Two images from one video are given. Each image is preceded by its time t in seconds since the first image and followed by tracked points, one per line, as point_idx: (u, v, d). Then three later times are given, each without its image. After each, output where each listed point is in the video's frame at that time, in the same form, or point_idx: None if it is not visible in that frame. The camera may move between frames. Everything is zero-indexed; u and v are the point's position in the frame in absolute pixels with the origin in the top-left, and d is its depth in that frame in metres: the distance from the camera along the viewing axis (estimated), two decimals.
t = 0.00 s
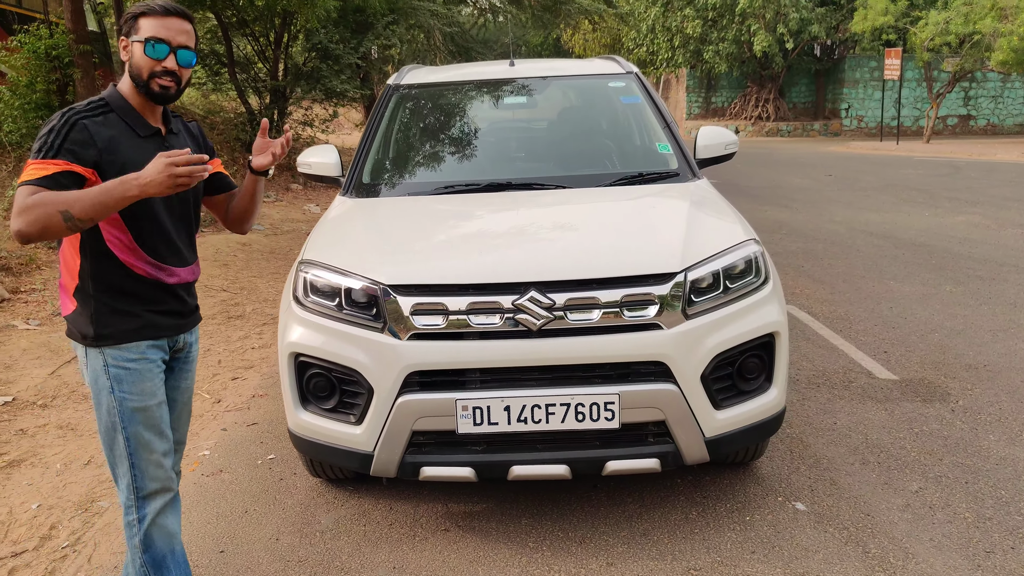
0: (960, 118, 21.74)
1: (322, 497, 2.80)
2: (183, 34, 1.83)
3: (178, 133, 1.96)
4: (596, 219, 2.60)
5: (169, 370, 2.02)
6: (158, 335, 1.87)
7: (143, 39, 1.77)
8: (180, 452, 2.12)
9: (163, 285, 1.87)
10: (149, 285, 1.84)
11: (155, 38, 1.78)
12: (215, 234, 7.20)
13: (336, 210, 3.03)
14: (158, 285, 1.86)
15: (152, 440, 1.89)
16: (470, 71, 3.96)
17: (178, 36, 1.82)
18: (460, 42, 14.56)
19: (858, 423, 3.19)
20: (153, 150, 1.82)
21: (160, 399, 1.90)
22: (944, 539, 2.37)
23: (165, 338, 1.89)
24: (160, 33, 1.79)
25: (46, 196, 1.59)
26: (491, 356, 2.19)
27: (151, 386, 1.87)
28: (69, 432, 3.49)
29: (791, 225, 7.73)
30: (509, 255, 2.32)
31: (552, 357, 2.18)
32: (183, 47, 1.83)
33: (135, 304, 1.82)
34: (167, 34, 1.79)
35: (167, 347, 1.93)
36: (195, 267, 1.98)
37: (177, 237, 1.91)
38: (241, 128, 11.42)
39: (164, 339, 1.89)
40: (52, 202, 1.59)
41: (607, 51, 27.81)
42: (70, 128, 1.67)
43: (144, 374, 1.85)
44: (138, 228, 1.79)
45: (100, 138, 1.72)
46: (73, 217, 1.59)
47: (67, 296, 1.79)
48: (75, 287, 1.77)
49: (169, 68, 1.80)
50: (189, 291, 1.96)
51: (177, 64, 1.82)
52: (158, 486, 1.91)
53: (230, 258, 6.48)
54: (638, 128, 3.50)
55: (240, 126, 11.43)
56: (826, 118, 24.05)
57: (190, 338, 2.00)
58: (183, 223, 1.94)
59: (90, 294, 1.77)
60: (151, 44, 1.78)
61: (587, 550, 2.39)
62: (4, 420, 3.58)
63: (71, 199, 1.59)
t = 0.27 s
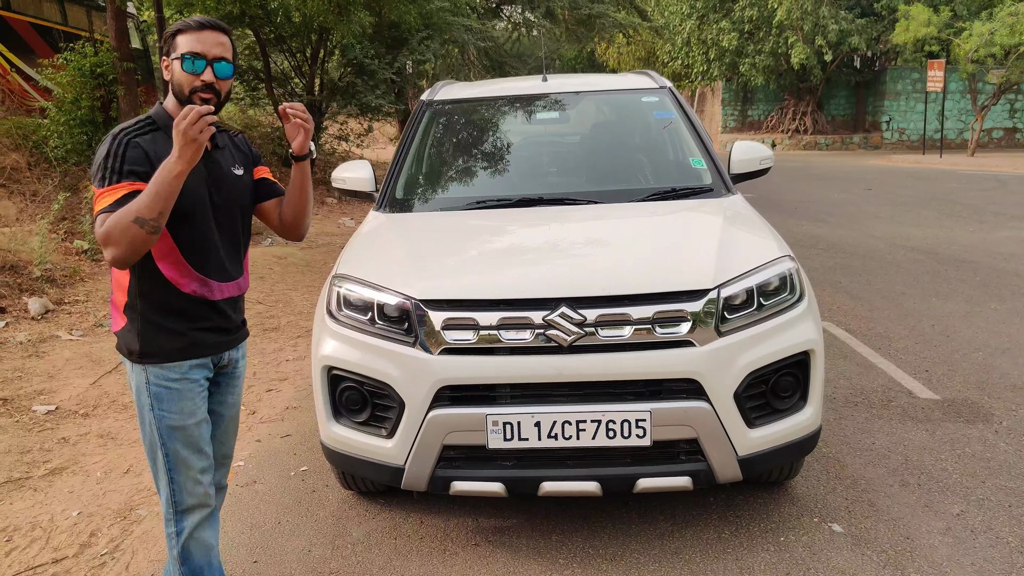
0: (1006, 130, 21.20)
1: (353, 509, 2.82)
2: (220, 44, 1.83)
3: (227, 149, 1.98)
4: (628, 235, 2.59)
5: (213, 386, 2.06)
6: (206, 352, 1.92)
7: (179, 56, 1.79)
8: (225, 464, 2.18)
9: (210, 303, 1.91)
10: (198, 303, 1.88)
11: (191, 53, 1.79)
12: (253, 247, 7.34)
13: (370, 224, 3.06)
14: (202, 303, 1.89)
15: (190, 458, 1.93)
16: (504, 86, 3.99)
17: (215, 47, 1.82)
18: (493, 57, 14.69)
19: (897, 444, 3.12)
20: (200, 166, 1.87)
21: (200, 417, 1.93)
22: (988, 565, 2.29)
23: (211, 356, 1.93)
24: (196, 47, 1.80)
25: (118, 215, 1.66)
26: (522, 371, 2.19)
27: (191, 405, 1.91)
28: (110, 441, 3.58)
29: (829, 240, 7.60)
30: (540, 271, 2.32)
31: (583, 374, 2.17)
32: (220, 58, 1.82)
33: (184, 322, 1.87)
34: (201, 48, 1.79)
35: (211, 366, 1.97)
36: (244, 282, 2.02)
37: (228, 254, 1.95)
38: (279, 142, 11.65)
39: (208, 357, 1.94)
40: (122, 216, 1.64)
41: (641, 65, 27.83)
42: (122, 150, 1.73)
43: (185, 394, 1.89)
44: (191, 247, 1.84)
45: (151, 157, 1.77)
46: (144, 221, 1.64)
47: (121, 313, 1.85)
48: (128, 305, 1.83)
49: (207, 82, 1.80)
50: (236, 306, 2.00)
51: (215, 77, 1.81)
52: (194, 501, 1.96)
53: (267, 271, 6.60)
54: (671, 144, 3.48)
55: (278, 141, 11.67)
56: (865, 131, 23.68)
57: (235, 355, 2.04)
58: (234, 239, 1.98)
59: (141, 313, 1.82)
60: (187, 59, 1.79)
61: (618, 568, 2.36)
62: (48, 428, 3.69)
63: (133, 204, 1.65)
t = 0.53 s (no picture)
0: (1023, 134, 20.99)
1: (365, 513, 2.83)
2: (211, 39, 1.88)
3: (238, 150, 2.00)
4: (640, 241, 2.59)
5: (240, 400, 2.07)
6: (231, 364, 1.93)
7: (175, 57, 1.83)
8: (254, 477, 2.19)
9: (233, 314, 1.92)
10: (221, 315, 1.90)
11: (186, 53, 1.84)
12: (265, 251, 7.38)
13: (382, 229, 3.08)
14: (225, 314, 1.91)
15: (213, 474, 1.94)
16: (516, 91, 3.99)
17: (208, 43, 1.86)
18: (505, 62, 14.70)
19: (911, 451, 3.09)
20: (215, 174, 1.88)
21: (224, 432, 1.94)
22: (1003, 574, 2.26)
23: (236, 367, 1.95)
24: (190, 47, 1.84)
25: (132, 266, 1.74)
26: (533, 377, 2.19)
27: (214, 420, 1.91)
28: (123, 444, 3.60)
29: (843, 245, 7.56)
30: (552, 276, 2.32)
31: (594, 379, 2.17)
32: (215, 53, 1.87)
33: (207, 334, 1.88)
34: (195, 46, 1.84)
35: (236, 379, 1.98)
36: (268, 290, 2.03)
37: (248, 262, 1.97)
38: (291, 146, 11.72)
39: (233, 370, 1.95)
40: (140, 275, 1.73)
41: (654, 69, 27.78)
42: (132, 169, 1.74)
43: (208, 409, 1.90)
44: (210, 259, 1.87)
45: (163, 172, 1.78)
46: (160, 288, 1.75)
47: (145, 326, 1.87)
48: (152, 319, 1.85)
49: (207, 78, 1.85)
50: (262, 315, 2.01)
51: (214, 72, 1.86)
52: (217, 517, 1.97)
53: (279, 275, 6.63)
54: (684, 149, 3.47)
55: (290, 145, 11.74)
56: (881, 135, 23.53)
57: (261, 367, 2.05)
58: (253, 244, 2.00)
59: (164, 327, 1.85)
60: (184, 60, 1.83)
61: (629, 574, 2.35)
62: (62, 430, 3.72)
63: (154, 273, 1.73)
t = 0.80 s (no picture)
0: None
1: (373, 520, 2.83)
2: (209, 53, 1.82)
3: (230, 154, 1.96)
4: (648, 245, 2.59)
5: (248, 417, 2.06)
6: (235, 379, 1.91)
7: (170, 72, 1.77)
8: (289, 492, 2.19)
9: (235, 328, 1.90)
10: (222, 330, 1.88)
11: (181, 67, 1.78)
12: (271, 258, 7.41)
13: (390, 235, 3.08)
14: (225, 330, 1.89)
15: (213, 494, 1.92)
16: (523, 96, 4.01)
17: (205, 58, 1.81)
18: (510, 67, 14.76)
19: (921, 454, 3.08)
20: (206, 181, 1.84)
21: (225, 453, 1.92)
22: None
23: (241, 382, 1.93)
24: (185, 60, 1.78)
25: (120, 287, 1.70)
26: (543, 382, 2.19)
27: (216, 440, 1.90)
28: (132, 452, 3.61)
29: (849, 248, 7.56)
30: (561, 281, 2.33)
31: (604, 384, 2.17)
32: (212, 69, 1.82)
33: (209, 350, 1.87)
34: (193, 61, 1.79)
35: (242, 397, 1.96)
36: (271, 299, 2.01)
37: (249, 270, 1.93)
38: (297, 152, 11.75)
39: (237, 388, 1.93)
40: (127, 298, 1.68)
41: (658, 73, 27.85)
42: (115, 184, 1.71)
43: (208, 430, 1.88)
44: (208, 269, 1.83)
45: (149, 184, 1.74)
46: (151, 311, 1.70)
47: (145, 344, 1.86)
48: (151, 337, 1.84)
49: (202, 97, 1.80)
50: (266, 326, 1.99)
51: (210, 90, 1.81)
52: (218, 536, 1.95)
53: (286, 281, 6.64)
54: (692, 154, 3.48)
55: (296, 151, 11.77)
56: (885, 138, 23.56)
57: (269, 383, 2.04)
58: (254, 249, 1.95)
59: (164, 345, 1.83)
60: (178, 75, 1.78)
61: None
62: (69, 439, 3.73)
63: (144, 294, 1.69)
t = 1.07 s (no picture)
0: None
1: (380, 530, 2.82)
2: (199, 72, 1.73)
3: (220, 165, 1.85)
4: (656, 255, 2.59)
5: (255, 434, 1.96)
6: (222, 401, 1.82)
7: (157, 93, 1.69)
8: (337, 506, 2.02)
9: (221, 348, 1.80)
10: (208, 349, 1.79)
11: (169, 88, 1.69)
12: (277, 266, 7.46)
13: (398, 243, 3.09)
14: (211, 349, 1.79)
15: (200, 512, 1.85)
16: (530, 106, 4.02)
17: (194, 78, 1.72)
18: (516, 76, 14.81)
19: (930, 465, 3.07)
20: (189, 197, 1.75)
21: (213, 470, 1.84)
22: None
23: (230, 403, 1.83)
24: (172, 80, 1.69)
25: (107, 310, 1.61)
26: (552, 392, 2.19)
27: (201, 457, 1.82)
28: (137, 461, 3.61)
29: (855, 257, 7.56)
30: (569, 291, 2.33)
31: (613, 394, 2.17)
32: (202, 90, 1.73)
33: (195, 370, 1.78)
34: (181, 83, 1.70)
35: (235, 416, 1.86)
36: (265, 315, 1.90)
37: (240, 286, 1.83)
38: (303, 159, 11.78)
39: (228, 404, 1.83)
40: (115, 319, 1.60)
41: (663, 82, 27.91)
42: (90, 203, 1.63)
43: (194, 448, 1.81)
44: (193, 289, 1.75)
45: (125, 203, 1.66)
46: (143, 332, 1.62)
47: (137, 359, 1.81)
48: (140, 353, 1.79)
49: (191, 120, 1.71)
50: (260, 342, 1.88)
51: (199, 112, 1.73)
52: (208, 555, 1.88)
53: (292, 289, 6.66)
54: (700, 163, 3.49)
55: (302, 159, 11.79)
56: (890, 147, 23.58)
57: (270, 397, 1.91)
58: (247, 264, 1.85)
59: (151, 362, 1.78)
60: (165, 96, 1.69)
61: None
62: (75, 447, 3.74)
63: (136, 315, 1.60)
